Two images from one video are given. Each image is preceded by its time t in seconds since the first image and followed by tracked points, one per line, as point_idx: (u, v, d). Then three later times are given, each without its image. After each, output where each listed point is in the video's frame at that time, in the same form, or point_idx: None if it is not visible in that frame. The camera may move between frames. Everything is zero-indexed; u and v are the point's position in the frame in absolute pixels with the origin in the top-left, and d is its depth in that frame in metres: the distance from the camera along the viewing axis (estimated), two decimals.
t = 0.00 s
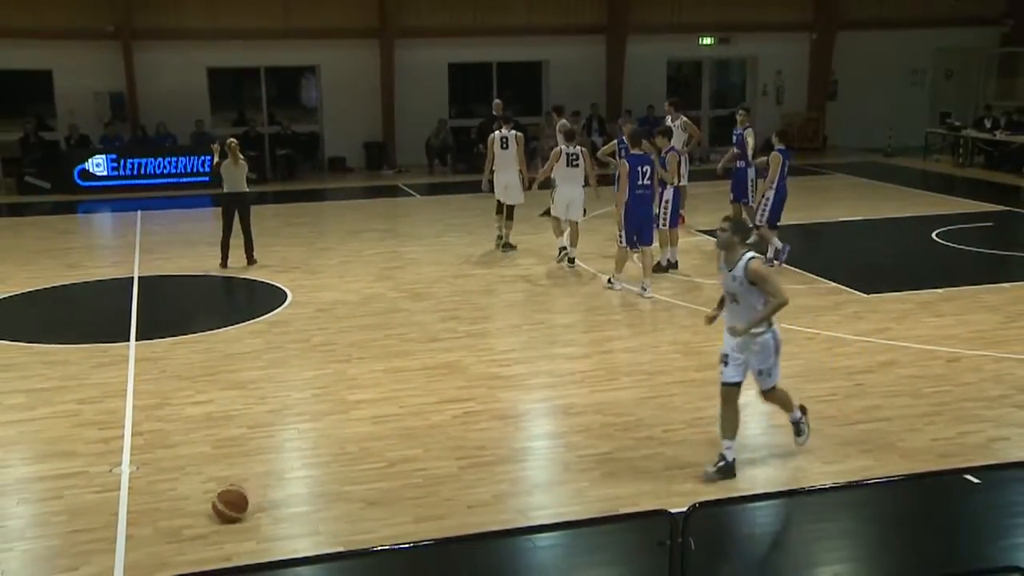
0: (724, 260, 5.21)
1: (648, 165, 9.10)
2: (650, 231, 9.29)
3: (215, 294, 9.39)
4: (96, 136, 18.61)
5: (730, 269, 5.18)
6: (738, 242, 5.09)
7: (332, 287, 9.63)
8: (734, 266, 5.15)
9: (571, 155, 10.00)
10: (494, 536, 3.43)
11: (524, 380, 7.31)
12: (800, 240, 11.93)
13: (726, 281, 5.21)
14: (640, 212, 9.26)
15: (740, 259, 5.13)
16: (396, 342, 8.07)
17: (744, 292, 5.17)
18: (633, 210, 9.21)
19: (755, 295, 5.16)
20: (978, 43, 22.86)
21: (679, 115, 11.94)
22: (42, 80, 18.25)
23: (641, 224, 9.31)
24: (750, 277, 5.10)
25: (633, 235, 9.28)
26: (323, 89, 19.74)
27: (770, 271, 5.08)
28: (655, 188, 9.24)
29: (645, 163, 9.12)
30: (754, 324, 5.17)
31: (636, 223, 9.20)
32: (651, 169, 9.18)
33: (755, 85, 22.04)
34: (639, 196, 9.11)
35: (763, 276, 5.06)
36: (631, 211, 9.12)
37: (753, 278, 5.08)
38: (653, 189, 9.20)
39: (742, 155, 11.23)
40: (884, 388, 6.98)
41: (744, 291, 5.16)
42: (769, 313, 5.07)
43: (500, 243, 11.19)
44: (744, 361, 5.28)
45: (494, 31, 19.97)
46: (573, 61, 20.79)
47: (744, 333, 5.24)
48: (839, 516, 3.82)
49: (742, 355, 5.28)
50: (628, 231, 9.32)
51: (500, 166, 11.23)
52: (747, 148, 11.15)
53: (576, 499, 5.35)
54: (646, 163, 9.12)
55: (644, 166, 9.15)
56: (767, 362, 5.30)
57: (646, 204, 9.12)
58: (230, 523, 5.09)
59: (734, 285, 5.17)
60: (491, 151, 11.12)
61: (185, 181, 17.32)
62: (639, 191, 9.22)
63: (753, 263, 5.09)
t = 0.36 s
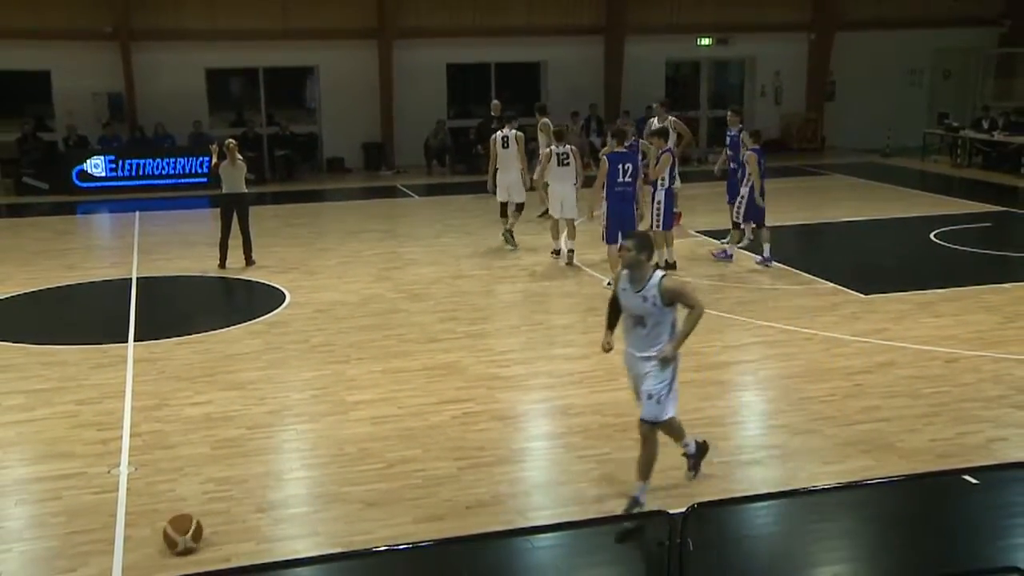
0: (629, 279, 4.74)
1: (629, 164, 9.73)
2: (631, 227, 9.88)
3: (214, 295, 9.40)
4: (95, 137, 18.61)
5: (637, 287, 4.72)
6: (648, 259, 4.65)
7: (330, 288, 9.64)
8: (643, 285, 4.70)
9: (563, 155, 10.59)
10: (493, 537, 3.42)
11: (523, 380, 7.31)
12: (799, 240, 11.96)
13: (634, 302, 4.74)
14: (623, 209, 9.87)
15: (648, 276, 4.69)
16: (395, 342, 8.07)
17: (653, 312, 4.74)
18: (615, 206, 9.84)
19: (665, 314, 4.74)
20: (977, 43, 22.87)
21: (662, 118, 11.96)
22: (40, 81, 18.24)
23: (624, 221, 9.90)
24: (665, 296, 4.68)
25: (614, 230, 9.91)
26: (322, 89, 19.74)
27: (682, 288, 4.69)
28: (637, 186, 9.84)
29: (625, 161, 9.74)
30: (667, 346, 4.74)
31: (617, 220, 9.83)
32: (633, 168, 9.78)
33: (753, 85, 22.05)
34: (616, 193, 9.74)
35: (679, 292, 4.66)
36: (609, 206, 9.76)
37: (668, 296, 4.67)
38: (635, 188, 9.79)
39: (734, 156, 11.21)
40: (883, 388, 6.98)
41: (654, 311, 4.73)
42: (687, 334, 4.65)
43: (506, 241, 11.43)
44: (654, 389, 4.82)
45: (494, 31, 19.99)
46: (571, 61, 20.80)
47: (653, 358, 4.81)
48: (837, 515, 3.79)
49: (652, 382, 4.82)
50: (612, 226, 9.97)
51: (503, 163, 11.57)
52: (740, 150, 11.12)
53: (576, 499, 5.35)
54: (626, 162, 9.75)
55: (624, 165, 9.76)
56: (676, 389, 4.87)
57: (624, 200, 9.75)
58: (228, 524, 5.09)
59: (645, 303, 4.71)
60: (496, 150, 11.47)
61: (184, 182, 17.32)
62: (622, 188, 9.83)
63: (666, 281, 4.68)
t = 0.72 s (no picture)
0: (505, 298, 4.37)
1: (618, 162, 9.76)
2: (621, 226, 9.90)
3: (213, 295, 9.41)
4: (93, 137, 18.61)
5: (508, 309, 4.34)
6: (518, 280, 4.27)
7: (329, 288, 9.66)
8: (511, 306, 4.31)
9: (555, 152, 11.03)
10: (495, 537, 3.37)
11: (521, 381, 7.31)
12: (798, 240, 11.99)
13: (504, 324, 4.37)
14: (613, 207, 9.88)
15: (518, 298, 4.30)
16: (394, 343, 8.08)
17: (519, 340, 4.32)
18: (605, 205, 9.82)
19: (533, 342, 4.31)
20: (975, 44, 22.90)
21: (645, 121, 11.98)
22: (39, 82, 18.24)
23: (614, 220, 9.88)
24: (528, 322, 4.26)
25: (606, 230, 9.86)
26: (321, 91, 19.74)
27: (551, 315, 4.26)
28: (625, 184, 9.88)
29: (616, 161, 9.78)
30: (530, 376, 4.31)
31: (606, 219, 9.79)
32: (621, 166, 9.83)
33: (752, 87, 22.07)
34: (606, 191, 9.75)
35: (541, 320, 4.24)
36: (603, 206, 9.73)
37: (531, 323, 4.25)
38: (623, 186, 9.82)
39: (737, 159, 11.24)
40: (881, 389, 6.99)
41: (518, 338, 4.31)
42: (545, 365, 4.23)
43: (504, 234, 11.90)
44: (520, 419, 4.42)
45: (492, 31, 20.00)
46: (568, 63, 20.80)
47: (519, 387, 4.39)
48: (839, 515, 3.81)
49: (521, 413, 4.42)
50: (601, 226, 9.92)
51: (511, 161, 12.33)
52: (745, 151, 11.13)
53: (574, 500, 5.35)
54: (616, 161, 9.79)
55: (613, 163, 9.79)
56: (550, 425, 4.44)
57: (616, 198, 9.75)
58: (227, 524, 5.08)
59: (511, 328, 4.32)
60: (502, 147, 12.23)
61: (182, 183, 17.31)
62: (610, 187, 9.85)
63: (535, 304, 4.27)
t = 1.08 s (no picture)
0: (361, 325, 3.90)
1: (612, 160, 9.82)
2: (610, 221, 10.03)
3: (213, 296, 9.42)
4: (92, 137, 18.62)
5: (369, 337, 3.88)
6: (377, 306, 3.82)
7: (329, 288, 9.66)
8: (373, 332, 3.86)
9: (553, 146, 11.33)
10: (496, 536, 3.36)
11: (520, 381, 7.31)
12: (798, 241, 12.00)
13: (363, 353, 3.90)
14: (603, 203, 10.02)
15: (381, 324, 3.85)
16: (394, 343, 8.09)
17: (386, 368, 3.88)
18: (596, 201, 9.95)
19: (401, 370, 3.89)
20: (974, 44, 22.90)
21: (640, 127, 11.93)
22: (37, 82, 18.24)
23: (602, 214, 10.02)
24: (398, 348, 3.82)
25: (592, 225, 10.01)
26: (320, 91, 19.73)
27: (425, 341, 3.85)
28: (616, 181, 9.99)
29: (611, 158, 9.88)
30: (400, 410, 3.88)
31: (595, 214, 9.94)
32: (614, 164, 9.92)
33: (751, 87, 22.07)
34: (601, 187, 9.86)
35: (415, 344, 3.80)
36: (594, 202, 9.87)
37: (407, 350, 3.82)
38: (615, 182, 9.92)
39: (737, 160, 11.22)
40: (880, 389, 6.99)
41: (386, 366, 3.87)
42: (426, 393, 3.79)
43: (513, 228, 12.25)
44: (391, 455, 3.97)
45: (492, 31, 20.02)
46: (567, 63, 20.80)
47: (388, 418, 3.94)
48: (838, 515, 3.83)
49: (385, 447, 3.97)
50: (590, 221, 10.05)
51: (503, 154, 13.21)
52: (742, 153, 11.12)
53: (573, 500, 5.35)
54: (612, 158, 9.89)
55: (607, 160, 9.88)
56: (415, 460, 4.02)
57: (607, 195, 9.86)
58: (227, 524, 5.09)
59: (376, 358, 3.86)
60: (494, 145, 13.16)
61: (181, 183, 17.33)
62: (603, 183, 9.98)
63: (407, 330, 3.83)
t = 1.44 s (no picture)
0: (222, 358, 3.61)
1: (598, 156, 9.91)
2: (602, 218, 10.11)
3: (212, 296, 9.41)
4: (92, 138, 18.62)
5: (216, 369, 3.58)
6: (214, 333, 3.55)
7: (328, 288, 9.67)
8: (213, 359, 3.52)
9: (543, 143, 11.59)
10: (496, 536, 3.37)
11: (519, 380, 7.31)
12: (798, 241, 11.99)
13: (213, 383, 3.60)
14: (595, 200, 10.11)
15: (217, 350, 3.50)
16: (393, 343, 8.09)
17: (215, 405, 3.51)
18: (586, 199, 10.07)
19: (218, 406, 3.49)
20: (974, 44, 22.90)
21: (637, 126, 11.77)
22: (36, 83, 18.23)
23: (595, 212, 10.12)
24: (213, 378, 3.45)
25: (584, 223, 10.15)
26: (319, 91, 19.73)
27: (242, 375, 3.40)
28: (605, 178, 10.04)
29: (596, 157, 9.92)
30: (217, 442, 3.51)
31: (586, 211, 10.05)
32: (601, 162, 9.96)
33: (750, 87, 22.06)
34: (588, 186, 9.94)
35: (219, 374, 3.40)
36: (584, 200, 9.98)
37: (221, 380, 3.41)
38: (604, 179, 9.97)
39: (734, 159, 11.21)
40: (880, 389, 6.98)
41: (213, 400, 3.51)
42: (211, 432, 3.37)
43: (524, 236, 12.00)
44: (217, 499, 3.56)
45: (492, 31, 20.03)
46: (567, 63, 20.82)
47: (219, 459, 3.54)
48: (839, 515, 3.83)
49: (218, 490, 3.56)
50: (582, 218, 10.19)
51: (484, 150, 13.47)
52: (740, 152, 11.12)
53: (573, 500, 5.35)
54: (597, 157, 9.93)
55: (594, 158, 9.94)
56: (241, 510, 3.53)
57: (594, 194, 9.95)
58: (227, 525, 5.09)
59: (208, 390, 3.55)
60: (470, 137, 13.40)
61: (181, 183, 17.34)
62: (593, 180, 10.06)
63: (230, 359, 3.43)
